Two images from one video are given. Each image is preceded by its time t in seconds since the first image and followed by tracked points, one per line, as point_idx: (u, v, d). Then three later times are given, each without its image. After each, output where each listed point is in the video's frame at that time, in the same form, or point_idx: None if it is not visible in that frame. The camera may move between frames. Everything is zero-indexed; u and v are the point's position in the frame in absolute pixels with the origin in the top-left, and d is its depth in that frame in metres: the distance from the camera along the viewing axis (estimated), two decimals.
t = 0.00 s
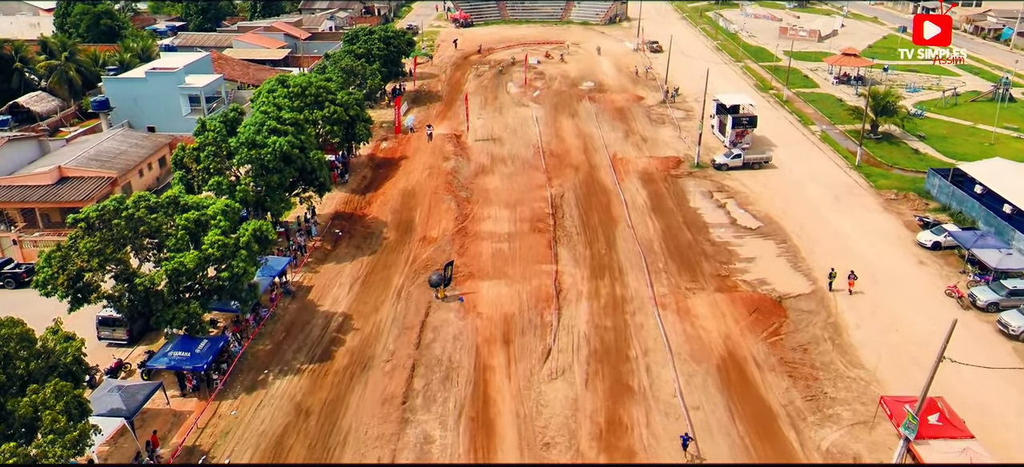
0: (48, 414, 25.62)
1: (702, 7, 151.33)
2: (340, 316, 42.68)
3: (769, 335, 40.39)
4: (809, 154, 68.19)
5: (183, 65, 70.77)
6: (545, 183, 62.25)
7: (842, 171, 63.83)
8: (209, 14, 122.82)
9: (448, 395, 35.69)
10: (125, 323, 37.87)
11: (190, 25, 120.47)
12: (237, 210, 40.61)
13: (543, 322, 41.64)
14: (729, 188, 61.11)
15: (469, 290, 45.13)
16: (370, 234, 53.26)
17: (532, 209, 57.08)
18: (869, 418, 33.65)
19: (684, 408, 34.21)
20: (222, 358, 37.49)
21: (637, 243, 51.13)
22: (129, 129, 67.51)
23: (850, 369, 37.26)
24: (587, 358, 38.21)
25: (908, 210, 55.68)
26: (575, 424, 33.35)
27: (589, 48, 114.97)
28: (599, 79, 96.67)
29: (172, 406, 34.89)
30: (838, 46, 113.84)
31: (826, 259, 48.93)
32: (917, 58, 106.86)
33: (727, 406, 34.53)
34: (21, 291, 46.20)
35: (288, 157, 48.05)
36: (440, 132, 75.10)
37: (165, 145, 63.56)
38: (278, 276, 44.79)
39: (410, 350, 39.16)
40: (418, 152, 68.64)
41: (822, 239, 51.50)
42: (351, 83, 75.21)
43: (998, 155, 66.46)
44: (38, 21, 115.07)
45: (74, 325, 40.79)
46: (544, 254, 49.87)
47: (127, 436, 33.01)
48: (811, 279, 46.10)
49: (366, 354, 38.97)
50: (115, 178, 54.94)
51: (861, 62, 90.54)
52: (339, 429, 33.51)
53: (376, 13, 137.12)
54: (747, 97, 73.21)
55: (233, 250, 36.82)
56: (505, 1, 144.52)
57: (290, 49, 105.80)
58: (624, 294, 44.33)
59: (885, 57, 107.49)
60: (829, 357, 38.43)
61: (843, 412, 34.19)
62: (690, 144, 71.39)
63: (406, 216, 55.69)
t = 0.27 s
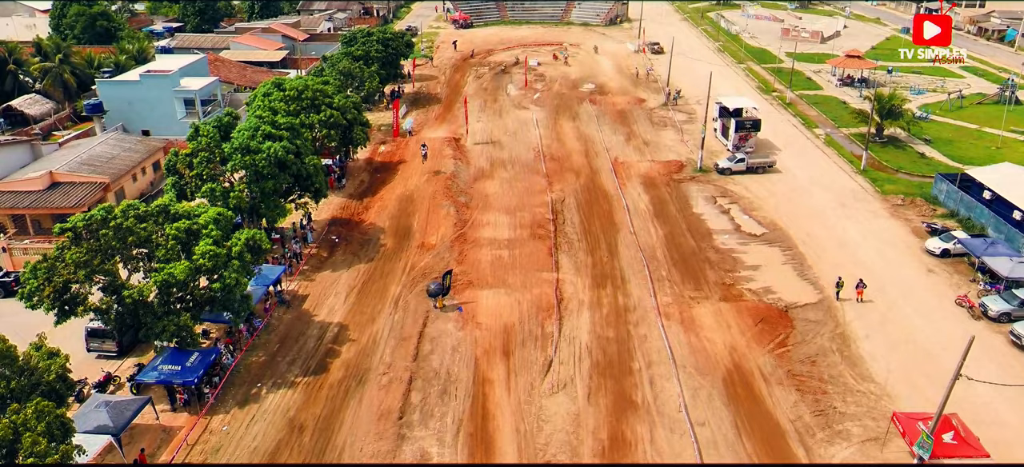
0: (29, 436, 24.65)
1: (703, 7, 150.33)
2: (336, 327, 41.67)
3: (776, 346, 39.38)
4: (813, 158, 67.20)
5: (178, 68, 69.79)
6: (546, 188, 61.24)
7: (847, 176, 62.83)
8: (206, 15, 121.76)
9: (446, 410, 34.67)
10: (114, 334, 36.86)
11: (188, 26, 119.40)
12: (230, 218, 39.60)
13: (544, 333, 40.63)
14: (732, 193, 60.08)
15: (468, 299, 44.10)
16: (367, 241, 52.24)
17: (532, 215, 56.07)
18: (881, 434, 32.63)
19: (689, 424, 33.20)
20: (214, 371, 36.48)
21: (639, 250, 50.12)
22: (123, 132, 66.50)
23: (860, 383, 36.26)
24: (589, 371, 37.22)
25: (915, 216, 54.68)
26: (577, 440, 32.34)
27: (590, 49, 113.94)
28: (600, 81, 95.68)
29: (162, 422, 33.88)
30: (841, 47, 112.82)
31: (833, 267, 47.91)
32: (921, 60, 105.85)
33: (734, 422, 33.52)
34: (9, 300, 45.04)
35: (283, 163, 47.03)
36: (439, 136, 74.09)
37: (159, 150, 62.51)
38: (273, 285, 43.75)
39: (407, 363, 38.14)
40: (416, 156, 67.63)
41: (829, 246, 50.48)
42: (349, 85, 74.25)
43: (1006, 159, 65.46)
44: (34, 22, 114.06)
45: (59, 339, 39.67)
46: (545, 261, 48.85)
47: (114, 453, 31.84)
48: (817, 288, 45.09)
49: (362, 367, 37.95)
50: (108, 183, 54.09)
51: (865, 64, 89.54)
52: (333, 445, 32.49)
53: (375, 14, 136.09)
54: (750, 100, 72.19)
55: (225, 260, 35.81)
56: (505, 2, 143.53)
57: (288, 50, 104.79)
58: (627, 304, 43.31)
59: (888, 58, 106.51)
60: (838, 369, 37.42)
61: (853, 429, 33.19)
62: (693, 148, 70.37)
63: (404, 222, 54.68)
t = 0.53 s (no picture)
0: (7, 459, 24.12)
1: (705, 8, 149.32)
2: (331, 337, 40.66)
3: (782, 358, 38.39)
4: (818, 162, 66.21)
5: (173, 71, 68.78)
6: (546, 193, 60.23)
7: (852, 180, 61.84)
8: (203, 16, 120.66)
9: (444, 425, 33.66)
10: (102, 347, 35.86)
11: (185, 28, 118.33)
12: (222, 227, 38.63)
13: (544, 345, 39.62)
14: (736, 198, 59.07)
15: (467, 309, 43.07)
16: (364, 247, 51.22)
17: (533, 221, 55.06)
18: (892, 451, 31.63)
19: (695, 440, 32.20)
20: (205, 385, 35.48)
21: (641, 257, 49.12)
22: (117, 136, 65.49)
23: (870, 397, 35.27)
24: (591, 384, 36.22)
25: (922, 222, 53.69)
26: (579, 458, 31.34)
27: (590, 50, 112.93)
28: (601, 83, 94.68)
29: (150, 438, 32.86)
30: (844, 48, 111.82)
31: (839, 274, 46.91)
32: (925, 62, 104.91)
33: (741, 438, 32.52)
34: None
35: (278, 169, 46.01)
36: (438, 139, 73.08)
37: (153, 154, 61.45)
38: (267, 295, 42.74)
39: (404, 375, 37.13)
40: (415, 160, 66.63)
41: (835, 253, 49.47)
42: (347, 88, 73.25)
43: (1013, 164, 64.49)
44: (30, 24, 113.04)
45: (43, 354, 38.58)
46: (546, 269, 47.83)
47: None
48: (824, 297, 44.09)
49: (358, 380, 36.94)
50: (100, 188, 53.12)
51: (868, 66, 88.56)
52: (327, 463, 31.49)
53: (374, 15, 135.07)
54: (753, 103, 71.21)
55: (216, 271, 34.83)
56: (505, 3, 142.52)
57: (285, 52, 103.78)
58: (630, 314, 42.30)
59: (892, 59, 105.55)
60: (847, 383, 36.42)
61: (863, 445, 32.19)
62: (695, 152, 69.37)
63: (402, 228, 53.65)
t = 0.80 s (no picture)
0: None
1: (706, 9, 148.30)
2: (326, 349, 39.63)
3: (790, 370, 37.39)
4: (822, 166, 65.23)
5: (167, 73, 67.74)
6: (547, 198, 59.21)
7: (857, 185, 60.85)
8: (201, 16, 119.64)
9: (442, 441, 32.64)
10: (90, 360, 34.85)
11: (182, 29, 117.32)
12: (215, 236, 37.62)
13: (545, 356, 38.60)
14: (740, 203, 58.07)
15: (466, 319, 42.03)
16: (361, 254, 50.19)
17: (533, 227, 54.02)
18: None
19: (701, 458, 31.20)
20: (196, 400, 34.46)
21: (644, 265, 48.10)
22: (111, 140, 64.50)
23: (881, 412, 34.34)
24: (593, 398, 35.22)
25: (930, 228, 52.71)
26: None
27: (591, 52, 111.92)
28: (602, 85, 93.68)
29: (139, 455, 31.83)
30: (847, 50, 110.81)
31: (847, 282, 45.89)
32: (929, 64, 103.88)
33: (749, 455, 31.54)
34: None
35: (272, 175, 44.97)
36: (436, 142, 72.05)
37: (147, 159, 60.33)
38: (261, 304, 41.72)
39: (401, 389, 36.13)
40: (413, 164, 65.60)
41: (841, 260, 48.47)
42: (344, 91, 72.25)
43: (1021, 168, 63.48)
44: (26, 25, 112.10)
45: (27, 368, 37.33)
46: (546, 277, 46.81)
47: None
48: (832, 307, 43.08)
49: (353, 393, 35.92)
50: (92, 194, 52.10)
51: (872, 68, 87.58)
52: None
53: (372, 16, 134.13)
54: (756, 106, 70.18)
55: (207, 282, 33.79)
56: (505, 4, 141.49)
57: (283, 53, 102.78)
58: (633, 324, 41.25)
59: (895, 61, 104.51)
60: (856, 396, 35.42)
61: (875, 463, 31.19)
62: (698, 156, 68.35)
63: (400, 234, 52.63)
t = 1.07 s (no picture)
0: None
1: (707, 10, 147.34)
2: (322, 361, 38.64)
3: (797, 383, 36.39)
4: (827, 170, 64.22)
5: (162, 76, 66.74)
6: (547, 203, 58.20)
7: (863, 190, 59.83)
8: (198, 17, 118.60)
9: (440, 458, 31.67)
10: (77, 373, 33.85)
11: (179, 30, 116.34)
12: (207, 245, 36.58)
13: (546, 368, 37.59)
14: (744, 209, 57.05)
15: (465, 329, 41.02)
16: (358, 261, 49.19)
17: (534, 233, 53.02)
18: None
19: None
20: (186, 415, 33.45)
21: (647, 272, 47.07)
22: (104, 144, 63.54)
23: (892, 427, 33.36)
24: (595, 413, 34.24)
25: (938, 235, 51.71)
26: None
27: (592, 53, 110.93)
28: (603, 87, 92.70)
29: None
30: (850, 51, 109.81)
31: (854, 291, 44.86)
32: (933, 65, 102.87)
33: None
34: None
35: (267, 182, 43.95)
36: (435, 146, 71.05)
37: (141, 163, 59.27)
38: (255, 314, 40.72)
39: (398, 403, 35.15)
40: (412, 168, 64.59)
41: (848, 267, 47.45)
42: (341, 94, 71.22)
43: None
44: (22, 26, 111.18)
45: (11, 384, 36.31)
46: (547, 285, 45.79)
47: None
48: (839, 316, 42.09)
49: (348, 408, 34.93)
50: (83, 200, 51.13)
51: (877, 70, 86.59)
52: None
53: (371, 17, 133.14)
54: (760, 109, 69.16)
55: (198, 294, 32.74)
56: (505, 4, 140.49)
57: (281, 55, 101.81)
58: (636, 335, 40.25)
59: (898, 63, 103.51)
60: (867, 411, 34.41)
61: None
62: (700, 159, 67.36)
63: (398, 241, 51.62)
